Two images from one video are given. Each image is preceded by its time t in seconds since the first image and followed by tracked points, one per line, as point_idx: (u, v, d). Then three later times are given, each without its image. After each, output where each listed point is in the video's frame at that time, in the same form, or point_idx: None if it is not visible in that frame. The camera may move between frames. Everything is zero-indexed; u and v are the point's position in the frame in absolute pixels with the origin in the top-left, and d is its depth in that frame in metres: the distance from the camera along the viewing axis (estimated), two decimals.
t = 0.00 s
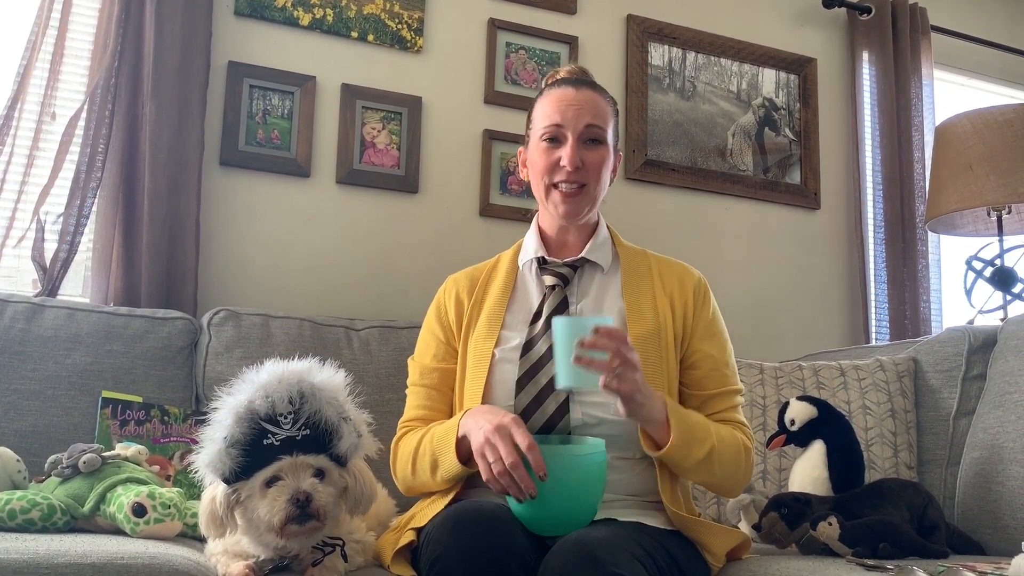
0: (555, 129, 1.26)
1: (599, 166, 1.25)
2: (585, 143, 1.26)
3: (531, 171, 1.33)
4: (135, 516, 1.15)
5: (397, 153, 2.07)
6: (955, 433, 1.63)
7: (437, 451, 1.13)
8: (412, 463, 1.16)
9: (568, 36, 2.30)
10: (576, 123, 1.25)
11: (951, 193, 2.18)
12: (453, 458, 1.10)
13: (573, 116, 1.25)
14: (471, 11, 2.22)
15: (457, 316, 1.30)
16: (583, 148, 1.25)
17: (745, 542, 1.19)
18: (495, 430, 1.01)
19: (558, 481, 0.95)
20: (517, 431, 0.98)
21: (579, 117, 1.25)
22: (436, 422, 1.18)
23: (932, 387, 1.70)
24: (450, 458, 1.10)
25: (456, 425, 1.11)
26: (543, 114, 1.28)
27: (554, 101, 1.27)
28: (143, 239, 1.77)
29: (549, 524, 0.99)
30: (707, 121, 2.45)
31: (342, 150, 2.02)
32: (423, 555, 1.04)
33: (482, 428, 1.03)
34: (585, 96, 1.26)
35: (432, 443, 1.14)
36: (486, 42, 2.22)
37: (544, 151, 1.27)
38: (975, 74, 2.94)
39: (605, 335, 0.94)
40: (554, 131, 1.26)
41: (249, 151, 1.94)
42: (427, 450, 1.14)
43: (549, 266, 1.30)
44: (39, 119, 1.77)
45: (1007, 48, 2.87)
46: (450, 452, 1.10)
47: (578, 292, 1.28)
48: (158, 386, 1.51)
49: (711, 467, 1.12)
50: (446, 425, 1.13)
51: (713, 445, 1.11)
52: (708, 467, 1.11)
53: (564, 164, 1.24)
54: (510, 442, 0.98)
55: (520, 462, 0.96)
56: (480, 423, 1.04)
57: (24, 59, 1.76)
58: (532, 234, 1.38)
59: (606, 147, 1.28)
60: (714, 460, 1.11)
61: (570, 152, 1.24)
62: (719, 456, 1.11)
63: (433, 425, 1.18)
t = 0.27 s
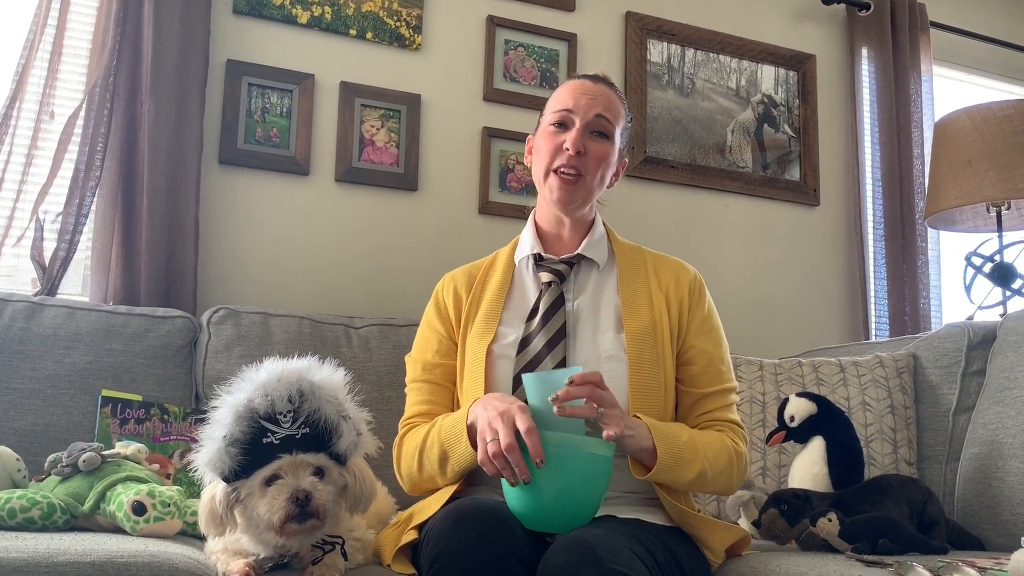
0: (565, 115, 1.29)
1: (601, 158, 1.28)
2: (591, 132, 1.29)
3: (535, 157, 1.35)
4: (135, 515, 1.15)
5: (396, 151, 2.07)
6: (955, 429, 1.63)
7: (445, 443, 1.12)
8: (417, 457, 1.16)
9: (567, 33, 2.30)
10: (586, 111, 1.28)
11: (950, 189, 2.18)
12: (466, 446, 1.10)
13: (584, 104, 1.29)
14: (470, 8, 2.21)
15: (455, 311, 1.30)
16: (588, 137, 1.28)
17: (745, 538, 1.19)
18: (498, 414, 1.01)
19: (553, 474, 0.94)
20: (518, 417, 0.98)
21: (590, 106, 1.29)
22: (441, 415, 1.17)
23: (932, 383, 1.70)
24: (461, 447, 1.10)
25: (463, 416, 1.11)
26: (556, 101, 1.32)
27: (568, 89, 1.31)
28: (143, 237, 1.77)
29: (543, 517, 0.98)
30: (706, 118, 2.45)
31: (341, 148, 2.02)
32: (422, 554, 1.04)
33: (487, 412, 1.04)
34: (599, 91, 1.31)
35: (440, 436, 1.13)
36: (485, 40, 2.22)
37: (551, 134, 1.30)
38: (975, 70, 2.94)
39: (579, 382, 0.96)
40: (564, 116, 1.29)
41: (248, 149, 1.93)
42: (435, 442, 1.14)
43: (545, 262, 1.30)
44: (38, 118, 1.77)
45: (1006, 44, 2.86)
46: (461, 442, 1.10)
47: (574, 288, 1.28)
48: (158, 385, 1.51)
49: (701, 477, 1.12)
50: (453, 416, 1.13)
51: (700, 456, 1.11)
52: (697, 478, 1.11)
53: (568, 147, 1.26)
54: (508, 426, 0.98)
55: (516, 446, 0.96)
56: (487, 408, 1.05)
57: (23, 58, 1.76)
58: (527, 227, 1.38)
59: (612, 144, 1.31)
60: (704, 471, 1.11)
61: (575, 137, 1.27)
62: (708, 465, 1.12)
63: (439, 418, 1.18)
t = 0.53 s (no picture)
0: (566, 109, 1.30)
1: (598, 152, 1.28)
2: (591, 128, 1.29)
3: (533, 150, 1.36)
4: (134, 515, 1.15)
5: (394, 150, 2.07)
6: (954, 425, 1.63)
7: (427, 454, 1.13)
8: (408, 462, 1.16)
9: (564, 31, 2.29)
10: (587, 107, 1.29)
11: (948, 185, 2.18)
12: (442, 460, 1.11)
13: (586, 100, 1.30)
14: (467, 7, 2.21)
15: (450, 310, 1.30)
16: (587, 132, 1.29)
17: (745, 535, 1.19)
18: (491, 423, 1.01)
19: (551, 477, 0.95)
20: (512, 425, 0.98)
21: (591, 102, 1.30)
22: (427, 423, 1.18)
23: (931, 379, 1.70)
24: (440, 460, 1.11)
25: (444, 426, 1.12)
26: (558, 95, 1.33)
27: (571, 85, 1.32)
28: (141, 238, 1.77)
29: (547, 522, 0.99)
30: (704, 115, 2.45)
31: (339, 147, 2.02)
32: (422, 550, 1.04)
33: (480, 419, 1.04)
34: (601, 88, 1.32)
35: (423, 445, 1.14)
36: (482, 38, 2.21)
37: (551, 127, 1.31)
38: (973, 66, 2.94)
39: (578, 414, 0.96)
40: (564, 110, 1.30)
41: (246, 149, 1.93)
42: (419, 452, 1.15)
43: (541, 258, 1.30)
44: (35, 118, 1.77)
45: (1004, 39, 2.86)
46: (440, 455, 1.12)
47: (570, 284, 1.28)
48: (157, 385, 1.51)
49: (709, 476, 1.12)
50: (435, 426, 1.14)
51: (709, 456, 1.12)
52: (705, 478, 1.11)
53: (566, 140, 1.27)
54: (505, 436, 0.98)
55: (515, 455, 0.96)
56: (478, 415, 1.05)
57: (19, 58, 1.76)
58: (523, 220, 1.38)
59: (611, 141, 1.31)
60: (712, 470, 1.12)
61: (574, 130, 1.27)
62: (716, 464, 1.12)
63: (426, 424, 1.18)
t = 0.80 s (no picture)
0: (592, 126, 1.26)
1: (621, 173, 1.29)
2: (616, 147, 1.27)
3: (547, 160, 1.32)
4: (134, 514, 1.15)
5: (393, 149, 2.07)
6: (953, 422, 1.63)
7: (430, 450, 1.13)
8: (410, 459, 1.16)
9: (563, 29, 2.29)
10: (614, 125, 1.26)
11: (947, 183, 2.18)
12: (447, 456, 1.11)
13: (612, 117, 1.26)
14: (466, 5, 2.21)
15: (448, 310, 1.30)
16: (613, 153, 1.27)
17: (744, 533, 1.19)
18: (494, 417, 1.01)
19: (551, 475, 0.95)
20: (515, 420, 0.99)
21: (617, 119, 1.27)
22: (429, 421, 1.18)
23: (930, 377, 1.71)
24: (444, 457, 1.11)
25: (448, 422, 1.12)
26: (580, 107, 1.27)
27: (592, 97, 1.27)
28: (140, 237, 1.77)
29: (543, 519, 0.99)
30: (703, 113, 2.45)
31: (338, 146, 2.02)
32: (422, 548, 1.04)
33: (481, 415, 1.04)
34: (621, 101, 1.28)
35: (426, 442, 1.14)
36: (480, 36, 2.21)
37: (576, 145, 1.26)
38: (972, 63, 2.94)
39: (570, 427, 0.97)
40: (591, 128, 1.26)
41: (245, 148, 1.93)
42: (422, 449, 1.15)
43: (541, 257, 1.30)
44: (34, 118, 1.77)
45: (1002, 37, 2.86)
46: (444, 451, 1.11)
47: (569, 284, 1.28)
48: (156, 384, 1.51)
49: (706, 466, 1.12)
50: (438, 422, 1.14)
51: (709, 446, 1.12)
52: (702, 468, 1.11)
53: (598, 163, 1.25)
54: (506, 430, 0.98)
55: (515, 450, 0.96)
56: (478, 410, 1.05)
57: (18, 57, 1.76)
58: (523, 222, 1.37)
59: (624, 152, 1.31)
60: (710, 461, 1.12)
61: (606, 155, 1.25)
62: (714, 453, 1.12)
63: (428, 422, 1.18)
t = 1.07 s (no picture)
0: (621, 137, 1.27)
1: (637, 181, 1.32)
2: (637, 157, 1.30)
3: (569, 164, 1.30)
4: (135, 512, 1.16)
5: (393, 147, 2.07)
6: (953, 421, 1.63)
7: (430, 444, 1.13)
8: (410, 454, 1.16)
9: (563, 28, 2.29)
10: (639, 138, 1.29)
11: (947, 182, 2.18)
12: (447, 450, 1.11)
13: (638, 129, 1.28)
14: (466, 4, 2.21)
15: (449, 308, 1.30)
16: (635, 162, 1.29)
17: (745, 531, 1.19)
18: (495, 413, 1.02)
19: (550, 472, 0.95)
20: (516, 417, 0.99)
21: (640, 131, 1.29)
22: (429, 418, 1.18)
23: (930, 376, 1.71)
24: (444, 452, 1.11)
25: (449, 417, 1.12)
26: (608, 116, 1.27)
27: (620, 106, 1.28)
28: (140, 235, 1.77)
29: (541, 517, 0.99)
30: (703, 112, 2.45)
31: (338, 144, 2.02)
32: (422, 547, 1.04)
33: (482, 411, 1.04)
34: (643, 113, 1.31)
35: (426, 436, 1.14)
36: (481, 35, 2.21)
37: (606, 153, 1.27)
38: (972, 63, 2.94)
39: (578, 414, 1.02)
40: (620, 139, 1.27)
41: (246, 146, 1.93)
42: (421, 444, 1.15)
43: (543, 256, 1.30)
44: (34, 116, 1.77)
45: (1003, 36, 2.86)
46: (444, 445, 1.11)
47: (571, 283, 1.29)
48: (157, 382, 1.51)
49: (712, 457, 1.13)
50: (439, 417, 1.14)
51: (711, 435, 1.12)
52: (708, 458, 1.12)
53: (627, 176, 1.26)
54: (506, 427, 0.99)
55: (514, 448, 0.97)
56: (480, 405, 1.05)
57: (19, 55, 1.75)
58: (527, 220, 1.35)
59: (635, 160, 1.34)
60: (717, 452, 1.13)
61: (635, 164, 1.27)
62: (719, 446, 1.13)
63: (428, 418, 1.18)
